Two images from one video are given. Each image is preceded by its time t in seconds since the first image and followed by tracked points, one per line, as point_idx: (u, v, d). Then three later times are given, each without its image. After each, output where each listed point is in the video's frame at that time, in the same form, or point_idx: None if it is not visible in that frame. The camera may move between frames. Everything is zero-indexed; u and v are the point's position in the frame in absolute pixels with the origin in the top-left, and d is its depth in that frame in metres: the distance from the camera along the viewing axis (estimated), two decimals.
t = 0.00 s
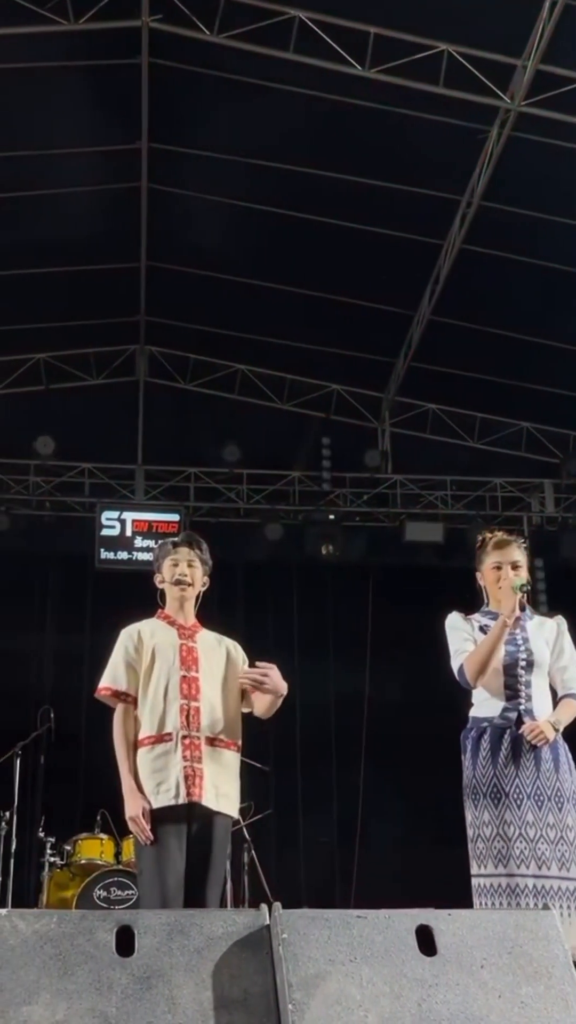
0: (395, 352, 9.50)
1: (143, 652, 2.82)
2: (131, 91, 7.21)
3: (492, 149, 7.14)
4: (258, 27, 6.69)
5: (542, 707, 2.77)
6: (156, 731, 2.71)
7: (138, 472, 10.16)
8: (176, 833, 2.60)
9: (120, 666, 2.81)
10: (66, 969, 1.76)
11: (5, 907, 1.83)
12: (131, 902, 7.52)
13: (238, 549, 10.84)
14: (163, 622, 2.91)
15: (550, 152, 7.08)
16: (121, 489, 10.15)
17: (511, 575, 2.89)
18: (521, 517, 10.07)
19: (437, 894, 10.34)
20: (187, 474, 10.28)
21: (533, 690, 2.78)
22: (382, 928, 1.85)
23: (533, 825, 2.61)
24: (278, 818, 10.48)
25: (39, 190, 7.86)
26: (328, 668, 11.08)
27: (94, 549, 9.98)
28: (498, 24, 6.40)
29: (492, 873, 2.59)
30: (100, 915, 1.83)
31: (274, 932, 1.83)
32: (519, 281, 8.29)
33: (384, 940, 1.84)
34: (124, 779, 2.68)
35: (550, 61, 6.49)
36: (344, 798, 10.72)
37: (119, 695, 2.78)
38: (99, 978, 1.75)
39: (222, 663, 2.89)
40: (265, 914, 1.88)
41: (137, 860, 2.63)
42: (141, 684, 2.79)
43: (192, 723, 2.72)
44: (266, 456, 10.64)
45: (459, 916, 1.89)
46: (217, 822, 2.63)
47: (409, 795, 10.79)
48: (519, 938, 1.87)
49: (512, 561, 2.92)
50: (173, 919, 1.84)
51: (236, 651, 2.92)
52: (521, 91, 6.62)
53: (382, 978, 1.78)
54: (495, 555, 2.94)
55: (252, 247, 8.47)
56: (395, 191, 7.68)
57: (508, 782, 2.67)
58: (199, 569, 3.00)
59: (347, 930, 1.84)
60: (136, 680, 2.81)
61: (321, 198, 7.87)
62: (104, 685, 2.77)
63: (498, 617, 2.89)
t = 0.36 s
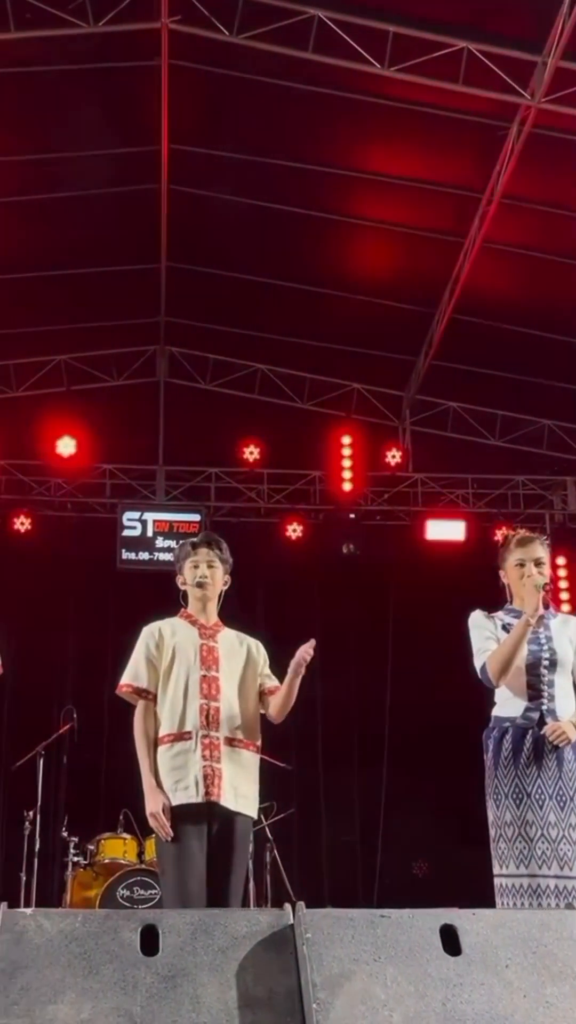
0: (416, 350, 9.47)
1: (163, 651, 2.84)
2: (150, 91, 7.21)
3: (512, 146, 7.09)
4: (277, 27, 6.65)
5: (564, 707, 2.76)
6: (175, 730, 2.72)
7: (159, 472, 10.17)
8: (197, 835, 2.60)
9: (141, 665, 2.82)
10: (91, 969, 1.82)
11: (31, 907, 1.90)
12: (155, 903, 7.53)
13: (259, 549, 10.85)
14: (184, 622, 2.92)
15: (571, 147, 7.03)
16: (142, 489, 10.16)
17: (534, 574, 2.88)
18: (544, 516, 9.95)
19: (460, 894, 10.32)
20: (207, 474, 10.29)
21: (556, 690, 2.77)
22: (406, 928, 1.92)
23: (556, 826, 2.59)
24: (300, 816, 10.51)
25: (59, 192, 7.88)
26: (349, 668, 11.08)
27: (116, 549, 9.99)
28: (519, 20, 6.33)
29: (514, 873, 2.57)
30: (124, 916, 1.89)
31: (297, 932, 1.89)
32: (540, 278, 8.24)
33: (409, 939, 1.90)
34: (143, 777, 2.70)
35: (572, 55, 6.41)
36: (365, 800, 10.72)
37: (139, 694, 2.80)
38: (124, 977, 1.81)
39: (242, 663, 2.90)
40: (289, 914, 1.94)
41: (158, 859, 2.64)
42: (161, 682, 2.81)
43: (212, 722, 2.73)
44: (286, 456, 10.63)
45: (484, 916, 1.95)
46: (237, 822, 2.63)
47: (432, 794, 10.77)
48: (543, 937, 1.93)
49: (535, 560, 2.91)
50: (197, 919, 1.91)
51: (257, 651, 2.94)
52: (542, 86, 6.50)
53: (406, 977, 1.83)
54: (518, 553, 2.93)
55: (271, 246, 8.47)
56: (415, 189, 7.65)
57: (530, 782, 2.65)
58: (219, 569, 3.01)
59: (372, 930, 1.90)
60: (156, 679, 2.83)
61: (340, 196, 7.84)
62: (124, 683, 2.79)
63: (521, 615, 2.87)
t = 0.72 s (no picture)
0: (430, 348, 9.46)
1: (175, 652, 2.90)
2: (164, 95, 7.24)
3: (526, 144, 7.08)
4: (289, 26, 6.64)
5: None
6: (186, 730, 2.78)
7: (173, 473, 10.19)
8: (211, 835, 2.65)
9: (153, 665, 2.89)
10: (108, 968, 1.97)
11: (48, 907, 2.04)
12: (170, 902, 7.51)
13: (273, 549, 10.86)
14: (197, 623, 2.98)
15: None
16: (156, 490, 10.18)
17: (549, 574, 2.88)
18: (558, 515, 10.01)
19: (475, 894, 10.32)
20: (221, 475, 10.31)
21: (571, 690, 2.76)
22: (422, 928, 2.06)
23: (571, 825, 2.58)
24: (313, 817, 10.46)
25: (72, 196, 7.93)
26: (364, 667, 11.08)
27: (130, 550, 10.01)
28: (532, 17, 6.31)
29: (528, 872, 2.58)
30: (140, 916, 2.05)
31: (313, 931, 2.04)
32: (555, 275, 8.21)
33: (425, 938, 2.05)
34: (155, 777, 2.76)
35: None
36: (380, 801, 10.70)
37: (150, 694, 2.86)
38: (140, 977, 1.96)
39: (254, 663, 2.94)
40: (304, 913, 2.10)
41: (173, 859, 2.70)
42: (172, 682, 2.87)
43: (222, 722, 2.79)
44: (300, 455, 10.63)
45: (500, 915, 2.09)
46: (251, 821, 2.68)
47: (447, 794, 10.76)
48: (559, 937, 2.07)
49: (550, 560, 2.91)
50: (213, 918, 2.07)
51: (270, 651, 2.97)
52: (555, 84, 6.50)
53: (422, 978, 1.98)
54: (533, 553, 2.93)
55: (284, 246, 8.48)
56: (430, 187, 7.64)
57: (545, 782, 2.65)
58: (232, 571, 3.05)
59: (388, 929, 2.05)
60: (167, 679, 2.89)
61: (354, 195, 7.84)
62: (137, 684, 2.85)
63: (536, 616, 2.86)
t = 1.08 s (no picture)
0: (446, 347, 9.45)
1: (189, 652, 3.03)
2: (178, 94, 7.26)
3: (542, 142, 7.07)
4: (305, 26, 6.67)
5: None
6: (199, 729, 2.91)
7: (189, 473, 10.20)
8: (223, 835, 2.77)
9: (167, 666, 3.02)
10: (126, 968, 1.99)
11: (66, 907, 2.07)
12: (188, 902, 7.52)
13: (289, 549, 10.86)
14: (211, 623, 3.09)
15: None
16: (172, 490, 10.20)
17: (566, 573, 2.87)
18: None
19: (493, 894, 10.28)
20: (237, 475, 10.31)
21: None
22: (441, 927, 2.08)
23: None
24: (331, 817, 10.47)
25: (87, 197, 7.95)
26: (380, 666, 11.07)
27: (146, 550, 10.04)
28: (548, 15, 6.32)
29: (548, 872, 2.57)
30: (158, 916, 2.08)
31: (331, 932, 2.07)
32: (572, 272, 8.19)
33: (443, 938, 2.06)
34: (170, 775, 2.89)
35: None
36: (398, 799, 10.68)
37: (164, 695, 2.99)
38: (159, 976, 1.98)
39: (266, 661, 3.04)
40: (323, 913, 2.12)
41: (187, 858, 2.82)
42: (186, 682, 3.00)
43: (234, 722, 2.91)
44: (315, 456, 10.63)
45: (519, 915, 2.11)
46: (261, 821, 2.79)
47: (464, 794, 10.74)
48: None
49: (567, 559, 2.90)
50: (231, 918, 2.09)
51: (281, 648, 3.07)
52: (571, 80, 6.54)
53: (440, 978, 1.99)
54: (548, 552, 2.92)
55: (299, 246, 8.49)
56: (446, 187, 7.64)
57: (564, 781, 2.64)
58: (244, 569, 3.15)
59: (406, 929, 2.07)
60: (181, 679, 3.02)
61: (369, 194, 7.84)
62: (153, 684, 2.99)
63: (553, 615, 2.86)
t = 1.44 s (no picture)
0: (458, 346, 9.44)
1: (198, 657, 3.17)
2: (190, 94, 7.27)
3: (554, 139, 7.06)
4: (317, 25, 6.68)
5: None
6: (207, 734, 3.04)
7: (201, 473, 10.21)
8: (224, 838, 2.91)
9: (178, 673, 3.16)
10: (141, 967, 2.01)
11: (81, 908, 2.09)
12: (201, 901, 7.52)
13: (301, 548, 10.87)
14: (221, 626, 3.23)
15: None
16: (185, 490, 10.20)
17: None
18: None
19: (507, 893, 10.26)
20: (249, 474, 10.31)
21: None
22: (455, 926, 2.08)
23: None
24: (344, 817, 10.48)
25: (98, 197, 7.96)
26: (393, 666, 11.06)
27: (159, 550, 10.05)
28: (560, 12, 6.31)
29: (564, 871, 2.57)
30: (173, 916, 2.09)
31: (346, 931, 2.08)
32: None
33: (458, 938, 2.06)
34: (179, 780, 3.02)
35: None
36: (411, 799, 10.67)
37: (175, 702, 3.13)
38: (173, 976, 2.00)
39: (276, 665, 3.16)
40: (337, 913, 2.13)
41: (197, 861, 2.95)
42: (195, 688, 3.14)
43: (242, 726, 3.03)
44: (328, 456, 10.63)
45: (533, 915, 2.12)
46: (267, 823, 2.90)
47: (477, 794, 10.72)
48: None
49: None
50: (245, 918, 2.10)
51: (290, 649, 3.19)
52: None
53: (455, 977, 1.99)
54: (561, 552, 2.92)
55: (311, 246, 8.49)
56: (459, 186, 7.64)
57: None
58: (253, 567, 3.31)
59: (420, 929, 2.08)
60: (192, 685, 3.16)
61: (382, 193, 7.84)
62: (164, 692, 3.13)
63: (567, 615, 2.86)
